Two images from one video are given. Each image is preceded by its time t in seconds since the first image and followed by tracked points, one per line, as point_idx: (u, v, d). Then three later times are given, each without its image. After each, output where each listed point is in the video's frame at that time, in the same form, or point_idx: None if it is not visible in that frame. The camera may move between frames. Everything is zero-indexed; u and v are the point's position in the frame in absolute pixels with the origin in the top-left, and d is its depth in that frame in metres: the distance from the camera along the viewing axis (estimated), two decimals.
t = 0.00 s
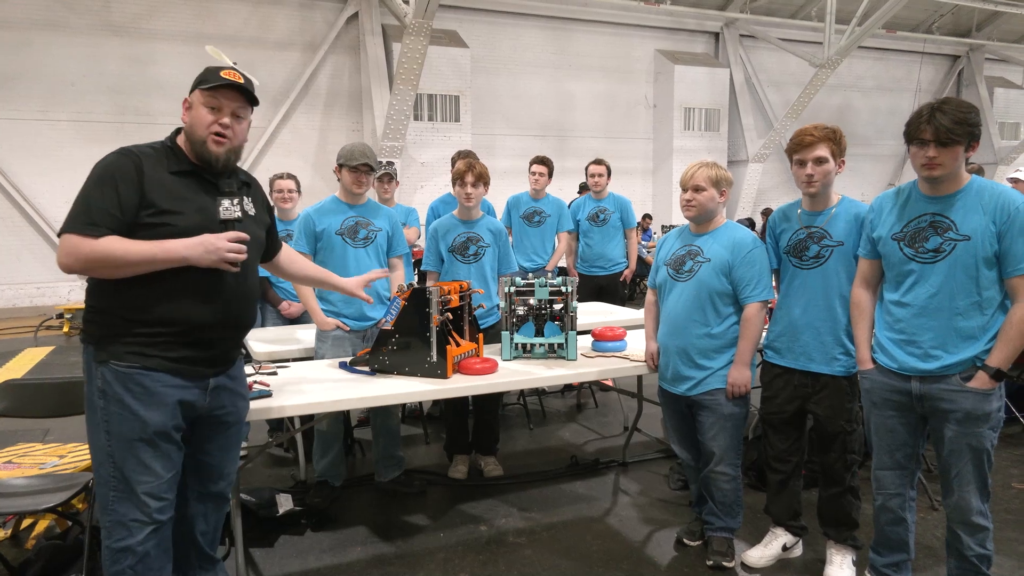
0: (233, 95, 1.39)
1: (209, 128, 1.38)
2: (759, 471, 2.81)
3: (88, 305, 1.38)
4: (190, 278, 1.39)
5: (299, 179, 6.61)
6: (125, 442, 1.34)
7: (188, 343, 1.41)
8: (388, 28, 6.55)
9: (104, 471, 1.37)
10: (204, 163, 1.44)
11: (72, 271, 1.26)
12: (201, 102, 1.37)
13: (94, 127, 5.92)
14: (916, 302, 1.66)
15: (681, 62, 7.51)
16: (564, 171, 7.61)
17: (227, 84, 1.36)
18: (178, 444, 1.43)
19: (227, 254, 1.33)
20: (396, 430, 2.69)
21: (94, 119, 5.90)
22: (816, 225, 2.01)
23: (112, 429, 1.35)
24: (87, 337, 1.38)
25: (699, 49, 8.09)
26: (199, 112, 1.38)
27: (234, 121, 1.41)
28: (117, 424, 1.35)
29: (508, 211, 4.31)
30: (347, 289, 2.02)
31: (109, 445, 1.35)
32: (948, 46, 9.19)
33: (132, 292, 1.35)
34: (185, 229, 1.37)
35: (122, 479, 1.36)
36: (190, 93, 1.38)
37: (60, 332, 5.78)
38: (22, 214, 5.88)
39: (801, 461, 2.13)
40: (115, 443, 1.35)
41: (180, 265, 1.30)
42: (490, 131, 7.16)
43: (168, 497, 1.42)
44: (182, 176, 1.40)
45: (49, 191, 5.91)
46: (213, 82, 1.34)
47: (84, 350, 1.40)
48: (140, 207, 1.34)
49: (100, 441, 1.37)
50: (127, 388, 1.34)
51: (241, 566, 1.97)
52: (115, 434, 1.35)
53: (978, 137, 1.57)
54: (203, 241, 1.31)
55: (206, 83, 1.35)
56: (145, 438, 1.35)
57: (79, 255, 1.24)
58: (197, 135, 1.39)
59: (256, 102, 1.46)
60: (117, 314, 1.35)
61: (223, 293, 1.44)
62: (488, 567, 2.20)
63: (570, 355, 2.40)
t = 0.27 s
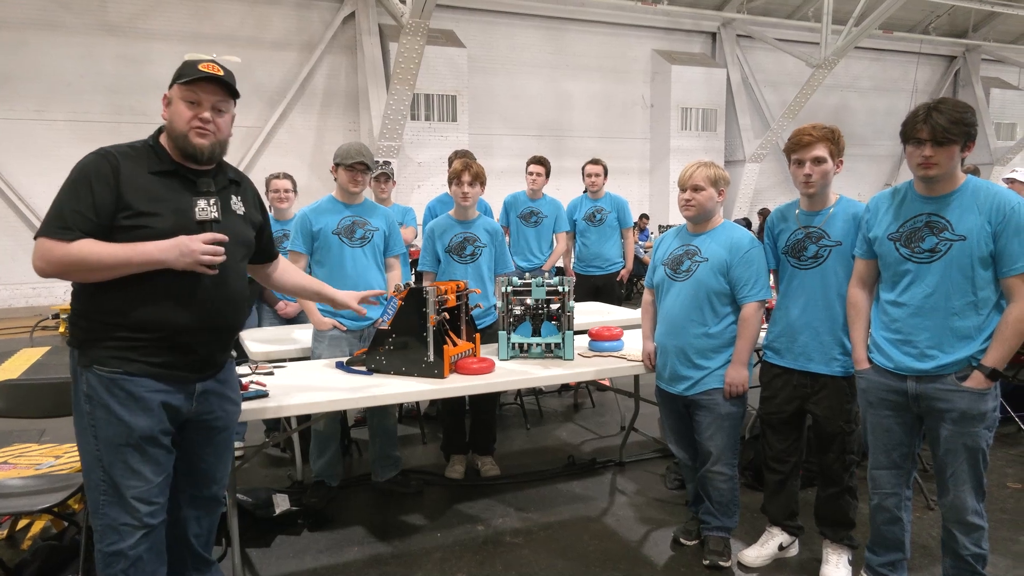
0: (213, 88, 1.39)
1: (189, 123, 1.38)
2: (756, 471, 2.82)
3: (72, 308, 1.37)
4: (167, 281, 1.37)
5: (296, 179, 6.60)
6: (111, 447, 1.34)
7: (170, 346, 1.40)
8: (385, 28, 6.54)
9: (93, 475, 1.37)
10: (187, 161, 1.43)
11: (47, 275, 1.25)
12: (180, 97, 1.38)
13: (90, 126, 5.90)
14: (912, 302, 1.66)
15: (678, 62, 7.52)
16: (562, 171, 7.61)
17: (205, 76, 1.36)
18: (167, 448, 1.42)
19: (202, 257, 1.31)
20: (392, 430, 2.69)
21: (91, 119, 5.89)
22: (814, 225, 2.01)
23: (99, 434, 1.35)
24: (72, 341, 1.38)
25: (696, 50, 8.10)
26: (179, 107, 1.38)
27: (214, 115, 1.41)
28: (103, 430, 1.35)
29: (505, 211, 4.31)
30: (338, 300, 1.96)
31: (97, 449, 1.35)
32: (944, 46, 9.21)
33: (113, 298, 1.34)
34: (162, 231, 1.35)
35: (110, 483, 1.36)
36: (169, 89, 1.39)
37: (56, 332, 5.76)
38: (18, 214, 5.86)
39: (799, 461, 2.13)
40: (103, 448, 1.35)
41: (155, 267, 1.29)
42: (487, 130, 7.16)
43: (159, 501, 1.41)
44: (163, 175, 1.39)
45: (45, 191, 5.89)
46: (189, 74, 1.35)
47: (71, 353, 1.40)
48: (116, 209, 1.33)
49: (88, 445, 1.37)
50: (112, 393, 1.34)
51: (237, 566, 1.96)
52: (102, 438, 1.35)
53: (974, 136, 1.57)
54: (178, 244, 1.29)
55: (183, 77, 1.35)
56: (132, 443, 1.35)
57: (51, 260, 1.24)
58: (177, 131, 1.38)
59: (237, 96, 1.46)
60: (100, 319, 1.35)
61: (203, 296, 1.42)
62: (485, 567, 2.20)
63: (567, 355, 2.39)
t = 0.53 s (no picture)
0: (188, 80, 1.38)
1: (165, 118, 1.38)
2: (756, 469, 2.82)
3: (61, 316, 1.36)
4: (155, 281, 1.37)
5: (295, 178, 6.59)
6: (110, 454, 1.34)
7: (164, 349, 1.39)
8: (384, 27, 6.53)
9: (90, 483, 1.36)
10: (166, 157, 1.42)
11: (31, 282, 1.24)
12: (155, 91, 1.37)
13: (89, 126, 5.89)
14: (912, 300, 1.66)
15: (677, 61, 7.51)
16: (561, 170, 7.61)
17: (179, 68, 1.35)
18: (166, 454, 1.42)
19: (191, 254, 1.31)
20: (392, 429, 2.69)
21: (89, 118, 5.88)
22: (818, 224, 2.01)
23: (96, 443, 1.34)
24: (64, 348, 1.37)
25: (695, 48, 8.09)
26: (154, 102, 1.37)
27: (191, 108, 1.40)
28: (100, 438, 1.34)
29: (504, 209, 4.30)
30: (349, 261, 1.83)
31: (93, 458, 1.35)
32: (943, 44, 9.21)
33: (101, 303, 1.33)
34: (145, 230, 1.35)
35: (109, 492, 1.35)
36: (143, 82, 1.38)
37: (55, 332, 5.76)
38: (17, 213, 5.85)
39: (801, 461, 2.13)
40: (100, 456, 1.34)
41: (141, 267, 1.28)
42: (487, 129, 7.16)
43: (159, 508, 1.41)
44: (142, 173, 1.38)
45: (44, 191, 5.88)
46: (163, 68, 1.34)
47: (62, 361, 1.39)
48: (98, 210, 1.32)
49: (85, 454, 1.36)
50: (108, 401, 1.33)
51: (237, 565, 1.96)
52: (99, 447, 1.34)
53: (974, 134, 1.57)
54: (165, 241, 1.29)
55: (157, 70, 1.35)
56: (132, 449, 1.35)
57: (37, 266, 1.23)
58: (152, 126, 1.38)
59: (214, 87, 1.45)
60: (91, 324, 1.34)
61: (192, 296, 1.42)
62: (485, 566, 2.20)
63: (567, 353, 2.39)
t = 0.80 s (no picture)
0: (178, 75, 1.37)
1: (157, 114, 1.37)
2: (759, 469, 2.82)
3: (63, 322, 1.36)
4: (157, 284, 1.37)
5: (297, 177, 6.60)
6: (118, 460, 1.34)
7: (171, 351, 1.40)
8: (386, 26, 6.52)
9: (98, 489, 1.36)
10: (156, 155, 1.42)
11: (31, 291, 1.24)
12: (144, 86, 1.36)
13: (92, 125, 5.90)
14: (915, 300, 1.66)
15: (680, 59, 7.50)
16: (563, 169, 7.60)
17: (169, 63, 1.34)
18: (174, 458, 1.42)
19: (196, 255, 1.32)
20: (395, 428, 2.69)
21: (92, 117, 5.88)
22: (824, 224, 2.01)
23: (103, 449, 1.35)
24: (67, 354, 1.36)
25: (698, 47, 8.08)
26: (142, 96, 1.36)
27: (182, 103, 1.40)
28: (107, 444, 1.34)
29: (506, 209, 4.31)
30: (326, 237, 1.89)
31: (100, 464, 1.35)
32: (946, 43, 9.19)
33: (105, 308, 1.33)
34: (145, 232, 1.35)
35: (117, 497, 1.36)
36: (130, 77, 1.36)
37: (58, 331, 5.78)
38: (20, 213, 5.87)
39: (805, 460, 2.13)
40: (107, 462, 1.35)
41: (145, 270, 1.29)
42: (489, 128, 7.15)
43: (167, 512, 1.41)
44: (135, 173, 1.38)
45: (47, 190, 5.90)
46: (152, 62, 1.33)
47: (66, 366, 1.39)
48: (96, 216, 1.31)
49: (92, 460, 1.36)
50: (117, 406, 1.34)
51: (241, 565, 1.97)
52: (106, 452, 1.35)
53: (977, 133, 1.57)
54: (167, 244, 1.29)
55: (145, 64, 1.33)
56: (140, 454, 1.35)
57: (37, 275, 1.23)
58: (142, 122, 1.37)
59: (202, 81, 1.44)
60: (96, 330, 1.33)
61: (195, 296, 1.42)
62: (487, 566, 2.20)
63: (570, 353, 2.39)
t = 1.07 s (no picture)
0: (194, 75, 1.39)
1: (172, 112, 1.37)
2: (762, 469, 2.81)
3: (72, 319, 1.35)
4: (169, 282, 1.37)
5: (299, 177, 6.60)
6: (128, 456, 1.34)
7: (181, 348, 1.40)
8: (389, 25, 6.53)
9: (107, 486, 1.36)
10: (169, 155, 1.43)
11: (43, 287, 1.24)
12: (160, 85, 1.37)
13: (95, 124, 5.91)
14: (919, 299, 1.65)
15: (682, 59, 7.49)
16: (566, 168, 7.60)
17: (186, 63, 1.36)
18: (182, 454, 1.43)
19: (207, 253, 1.32)
20: (397, 428, 2.69)
21: (95, 117, 5.89)
22: (828, 224, 2.00)
23: (113, 446, 1.35)
24: (75, 351, 1.36)
25: (700, 46, 8.06)
26: (158, 95, 1.36)
27: (197, 103, 1.41)
28: (117, 440, 1.35)
29: (509, 208, 4.30)
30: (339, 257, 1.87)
31: (109, 459, 1.35)
32: (950, 42, 9.16)
33: (116, 305, 1.33)
34: (158, 231, 1.36)
35: (126, 494, 1.36)
36: (146, 77, 1.37)
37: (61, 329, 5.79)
38: (23, 212, 5.88)
39: (807, 460, 2.12)
40: (116, 459, 1.35)
41: (158, 267, 1.29)
42: (491, 128, 7.15)
43: (174, 508, 1.42)
44: (147, 172, 1.38)
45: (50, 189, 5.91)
46: (171, 62, 1.34)
47: (73, 363, 1.38)
48: (109, 214, 1.32)
49: (100, 457, 1.36)
50: (127, 402, 1.34)
51: (243, 564, 1.97)
52: (115, 449, 1.35)
53: (981, 132, 1.56)
54: (179, 242, 1.29)
55: (163, 64, 1.35)
56: (150, 450, 1.35)
57: (51, 272, 1.22)
58: (159, 120, 1.37)
59: (217, 85, 1.46)
60: (106, 326, 1.33)
61: (205, 293, 1.42)
62: (489, 565, 2.20)
63: (572, 352, 2.39)
